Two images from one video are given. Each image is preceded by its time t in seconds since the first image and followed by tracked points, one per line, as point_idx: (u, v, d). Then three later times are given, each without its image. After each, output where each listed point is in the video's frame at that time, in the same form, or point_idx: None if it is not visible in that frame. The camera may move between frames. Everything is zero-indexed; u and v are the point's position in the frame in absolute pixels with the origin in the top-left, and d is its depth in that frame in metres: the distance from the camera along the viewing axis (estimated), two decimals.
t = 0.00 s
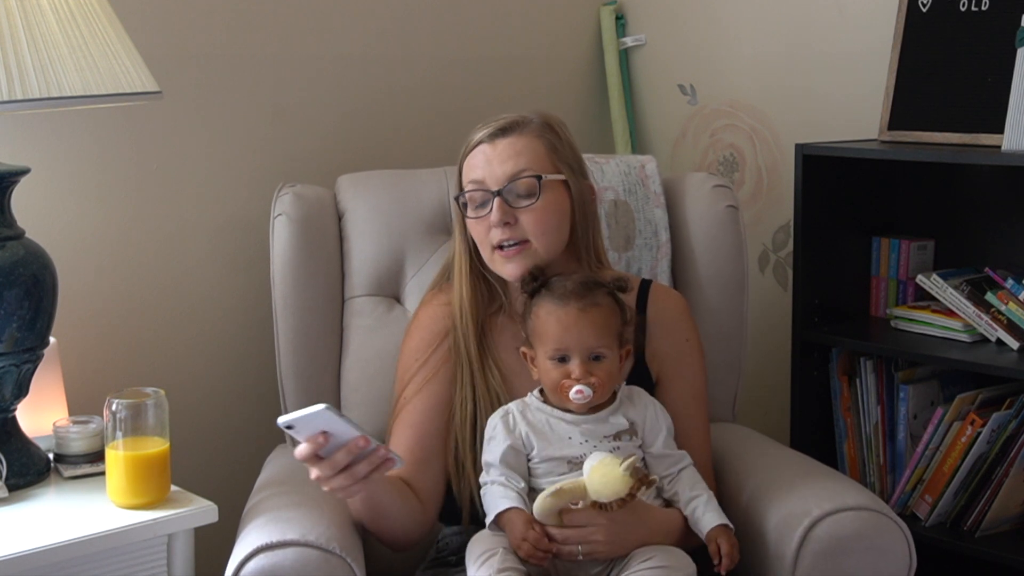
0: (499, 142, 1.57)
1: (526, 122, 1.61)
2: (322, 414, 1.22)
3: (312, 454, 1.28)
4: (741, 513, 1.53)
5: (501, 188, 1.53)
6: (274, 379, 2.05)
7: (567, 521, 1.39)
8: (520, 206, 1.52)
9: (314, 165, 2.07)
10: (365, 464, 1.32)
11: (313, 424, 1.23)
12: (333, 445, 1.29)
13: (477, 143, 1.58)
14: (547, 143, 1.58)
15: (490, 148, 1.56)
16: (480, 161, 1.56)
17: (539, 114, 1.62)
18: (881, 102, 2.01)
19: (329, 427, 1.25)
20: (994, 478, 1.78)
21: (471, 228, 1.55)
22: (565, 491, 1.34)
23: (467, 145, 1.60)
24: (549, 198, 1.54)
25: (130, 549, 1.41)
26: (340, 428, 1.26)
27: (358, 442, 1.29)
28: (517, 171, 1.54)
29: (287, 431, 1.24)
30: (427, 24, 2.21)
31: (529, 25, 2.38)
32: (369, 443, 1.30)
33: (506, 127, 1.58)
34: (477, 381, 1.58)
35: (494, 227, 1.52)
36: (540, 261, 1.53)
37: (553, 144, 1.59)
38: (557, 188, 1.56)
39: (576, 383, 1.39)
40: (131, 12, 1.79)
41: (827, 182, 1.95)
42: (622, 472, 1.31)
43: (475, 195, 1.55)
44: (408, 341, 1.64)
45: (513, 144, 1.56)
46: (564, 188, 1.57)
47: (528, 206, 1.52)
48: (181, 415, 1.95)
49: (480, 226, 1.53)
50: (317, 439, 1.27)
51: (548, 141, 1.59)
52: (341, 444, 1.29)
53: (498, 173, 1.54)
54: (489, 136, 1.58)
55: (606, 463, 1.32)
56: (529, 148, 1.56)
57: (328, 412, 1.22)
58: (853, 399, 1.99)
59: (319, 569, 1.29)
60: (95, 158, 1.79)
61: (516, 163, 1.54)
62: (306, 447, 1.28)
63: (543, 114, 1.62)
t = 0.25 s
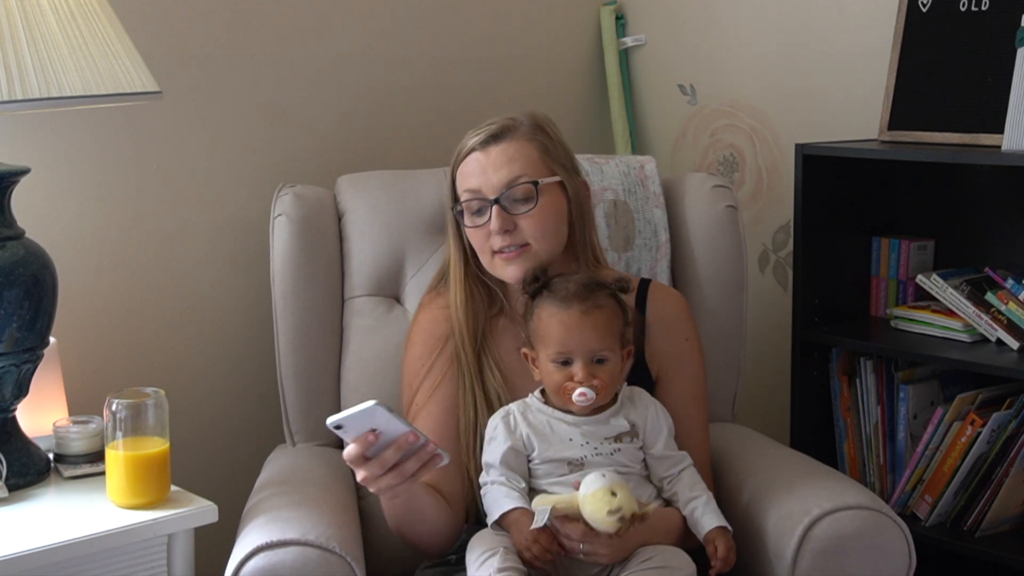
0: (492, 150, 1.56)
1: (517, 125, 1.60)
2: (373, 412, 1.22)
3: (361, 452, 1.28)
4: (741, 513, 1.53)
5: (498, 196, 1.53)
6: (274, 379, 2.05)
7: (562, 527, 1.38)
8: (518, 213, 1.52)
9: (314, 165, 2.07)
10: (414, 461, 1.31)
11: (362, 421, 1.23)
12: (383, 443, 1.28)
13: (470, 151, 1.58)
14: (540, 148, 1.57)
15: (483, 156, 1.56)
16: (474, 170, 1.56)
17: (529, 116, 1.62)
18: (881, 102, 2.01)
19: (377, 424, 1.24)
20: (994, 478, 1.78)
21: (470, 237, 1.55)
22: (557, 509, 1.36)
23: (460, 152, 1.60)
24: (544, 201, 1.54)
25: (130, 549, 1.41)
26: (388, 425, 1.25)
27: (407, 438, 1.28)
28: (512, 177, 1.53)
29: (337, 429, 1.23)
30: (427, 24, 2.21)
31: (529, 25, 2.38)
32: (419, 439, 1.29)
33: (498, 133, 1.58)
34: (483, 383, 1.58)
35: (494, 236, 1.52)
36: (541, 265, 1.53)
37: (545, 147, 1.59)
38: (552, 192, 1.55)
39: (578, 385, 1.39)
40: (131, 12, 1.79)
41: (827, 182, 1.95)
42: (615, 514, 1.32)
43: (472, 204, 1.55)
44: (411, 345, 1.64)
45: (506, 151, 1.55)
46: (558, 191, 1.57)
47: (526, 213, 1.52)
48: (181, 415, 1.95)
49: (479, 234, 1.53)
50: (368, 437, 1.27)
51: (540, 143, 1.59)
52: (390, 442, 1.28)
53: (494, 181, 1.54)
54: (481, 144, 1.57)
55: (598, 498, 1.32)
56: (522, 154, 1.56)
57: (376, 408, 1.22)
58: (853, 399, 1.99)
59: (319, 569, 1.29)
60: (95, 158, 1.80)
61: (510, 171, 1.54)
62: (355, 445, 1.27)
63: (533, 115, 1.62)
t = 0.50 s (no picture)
0: (457, 188, 1.52)
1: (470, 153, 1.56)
2: (379, 426, 1.21)
3: (374, 466, 1.28)
4: (741, 513, 1.53)
5: (482, 231, 1.50)
6: (274, 379, 2.05)
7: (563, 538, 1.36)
8: (506, 241, 1.50)
9: (314, 165, 2.07)
10: (427, 472, 1.31)
11: (370, 436, 1.23)
12: (394, 456, 1.28)
13: (436, 193, 1.54)
14: (500, 170, 1.55)
15: (452, 198, 1.52)
16: (448, 212, 1.52)
17: (476, 137, 1.58)
18: (881, 102, 2.01)
19: (386, 437, 1.24)
20: (994, 478, 1.78)
21: (467, 276, 1.52)
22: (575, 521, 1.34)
23: (427, 193, 1.56)
24: (526, 219, 1.52)
25: (130, 549, 1.41)
26: (398, 438, 1.25)
27: (418, 451, 1.27)
28: (489, 208, 1.50)
29: (347, 445, 1.23)
30: (428, 24, 2.21)
31: (529, 24, 2.38)
32: (430, 450, 1.28)
33: (457, 168, 1.53)
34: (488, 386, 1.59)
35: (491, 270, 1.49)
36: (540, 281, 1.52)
37: (503, 166, 1.56)
38: (527, 209, 1.53)
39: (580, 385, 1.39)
40: (130, 12, 1.79)
41: (827, 182, 1.95)
42: (637, 528, 1.30)
43: (456, 244, 1.51)
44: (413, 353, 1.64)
45: (472, 186, 1.52)
46: (531, 205, 1.55)
47: (512, 238, 1.50)
48: (181, 415, 1.95)
49: (476, 271, 1.51)
50: (379, 451, 1.26)
51: (499, 163, 1.56)
52: (402, 455, 1.28)
53: (474, 218, 1.50)
54: (445, 183, 1.53)
55: (620, 513, 1.30)
56: (487, 183, 1.53)
57: (383, 424, 1.21)
58: (853, 399, 1.99)
59: (319, 569, 1.29)
60: (95, 158, 1.80)
61: (484, 203, 1.51)
62: (368, 460, 1.27)
63: (481, 136, 1.59)
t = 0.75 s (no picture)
0: (428, 240, 1.50)
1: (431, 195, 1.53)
2: (402, 447, 1.26)
3: (399, 487, 1.32)
4: (741, 513, 1.53)
5: (466, 273, 1.49)
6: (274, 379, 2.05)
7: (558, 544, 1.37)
8: (492, 272, 1.49)
9: (314, 165, 2.07)
10: (453, 486, 1.34)
11: (392, 458, 1.27)
12: (418, 474, 1.32)
13: (410, 248, 1.52)
14: (465, 206, 1.51)
15: (427, 253, 1.50)
16: (427, 266, 1.50)
17: (433, 176, 1.55)
18: (881, 103, 2.01)
19: (407, 457, 1.28)
20: (994, 478, 1.78)
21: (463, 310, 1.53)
22: (568, 513, 1.34)
23: (401, 244, 1.54)
24: (505, 245, 1.51)
25: (130, 549, 1.41)
26: (419, 456, 1.29)
27: (440, 466, 1.31)
28: (466, 250, 1.49)
29: (371, 471, 1.28)
30: (428, 24, 2.21)
31: (529, 24, 2.38)
32: (452, 464, 1.32)
33: (422, 220, 1.50)
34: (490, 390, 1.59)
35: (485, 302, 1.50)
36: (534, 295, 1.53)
37: (469, 200, 1.53)
38: (502, 234, 1.51)
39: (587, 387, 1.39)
40: (130, 12, 1.79)
41: (827, 182, 1.95)
42: (626, 516, 1.28)
43: (444, 287, 1.51)
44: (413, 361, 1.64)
45: (442, 235, 1.49)
46: (505, 229, 1.53)
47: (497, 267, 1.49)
48: (181, 415, 1.95)
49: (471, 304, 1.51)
50: (402, 472, 1.31)
51: (461, 198, 1.52)
52: (425, 473, 1.32)
53: (454, 263, 1.49)
54: (415, 237, 1.51)
55: (613, 505, 1.29)
56: (456, 225, 1.50)
57: (403, 444, 1.25)
58: (853, 399, 1.99)
59: (319, 569, 1.29)
60: (95, 158, 1.79)
61: (460, 246, 1.49)
62: (392, 482, 1.31)
63: (437, 174, 1.55)
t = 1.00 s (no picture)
0: (424, 247, 1.50)
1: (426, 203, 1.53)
2: (414, 455, 1.25)
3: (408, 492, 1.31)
4: (740, 513, 1.53)
5: (463, 279, 1.49)
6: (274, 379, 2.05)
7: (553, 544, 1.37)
8: (488, 278, 1.49)
9: (314, 165, 2.07)
10: (462, 493, 1.34)
11: (402, 465, 1.26)
12: (428, 480, 1.31)
13: (406, 256, 1.52)
14: (460, 212, 1.51)
15: (423, 259, 1.50)
16: (424, 273, 1.50)
17: (427, 184, 1.54)
18: (881, 103, 2.01)
19: (418, 465, 1.28)
20: (994, 478, 1.78)
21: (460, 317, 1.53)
22: (555, 505, 1.33)
23: (396, 252, 1.54)
24: (500, 252, 1.50)
25: (130, 549, 1.41)
26: (429, 464, 1.28)
27: (451, 474, 1.31)
28: (462, 257, 1.48)
29: (380, 476, 1.27)
30: (428, 23, 2.21)
31: (529, 24, 2.38)
32: (462, 472, 1.31)
33: (417, 228, 1.50)
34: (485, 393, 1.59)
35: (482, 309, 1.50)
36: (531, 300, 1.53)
37: (464, 206, 1.52)
38: (498, 240, 1.51)
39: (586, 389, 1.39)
40: (131, 12, 1.79)
41: (827, 181, 1.95)
42: (603, 497, 1.27)
43: (441, 294, 1.51)
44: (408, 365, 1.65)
45: (438, 242, 1.49)
46: (500, 235, 1.53)
47: (494, 272, 1.49)
48: (181, 415, 1.95)
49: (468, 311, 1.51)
50: (412, 478, 1.30)
51: (456, 205, 1.52)
52: (435, 479, 1.32)
53: (450, 270, 1.48)
54: (410, 244, 1.51)
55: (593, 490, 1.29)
56: (452, 232, 1.50)
57: (414, 452, 1.25)
58: (853, 399, 1.99)
59: (319, 569, 1.29)
60: (95, 158, 1.80)
61: (455, 253, 1.48)
62: (402, 487, 1.31)
63: (430, 181, 1.55)
